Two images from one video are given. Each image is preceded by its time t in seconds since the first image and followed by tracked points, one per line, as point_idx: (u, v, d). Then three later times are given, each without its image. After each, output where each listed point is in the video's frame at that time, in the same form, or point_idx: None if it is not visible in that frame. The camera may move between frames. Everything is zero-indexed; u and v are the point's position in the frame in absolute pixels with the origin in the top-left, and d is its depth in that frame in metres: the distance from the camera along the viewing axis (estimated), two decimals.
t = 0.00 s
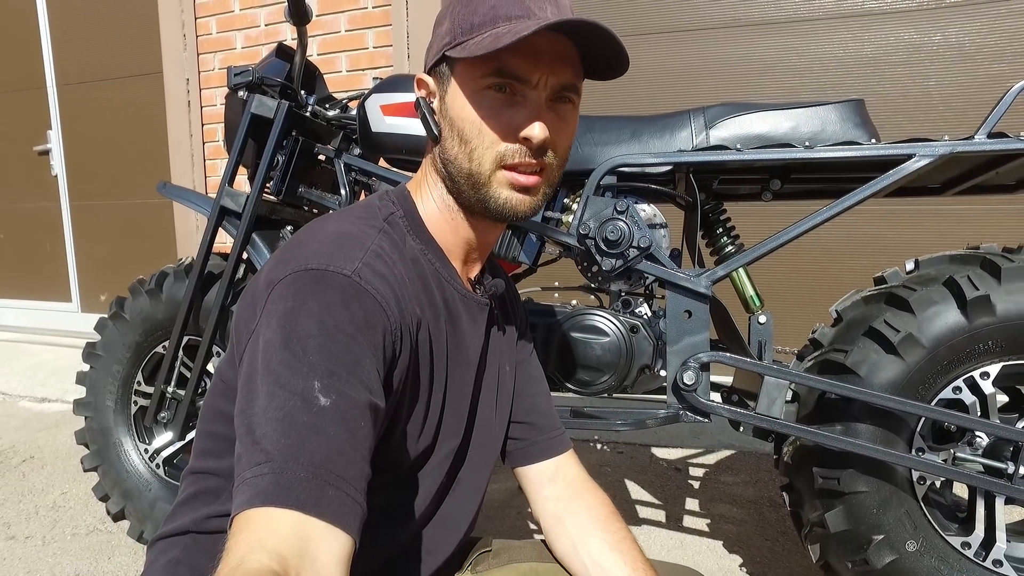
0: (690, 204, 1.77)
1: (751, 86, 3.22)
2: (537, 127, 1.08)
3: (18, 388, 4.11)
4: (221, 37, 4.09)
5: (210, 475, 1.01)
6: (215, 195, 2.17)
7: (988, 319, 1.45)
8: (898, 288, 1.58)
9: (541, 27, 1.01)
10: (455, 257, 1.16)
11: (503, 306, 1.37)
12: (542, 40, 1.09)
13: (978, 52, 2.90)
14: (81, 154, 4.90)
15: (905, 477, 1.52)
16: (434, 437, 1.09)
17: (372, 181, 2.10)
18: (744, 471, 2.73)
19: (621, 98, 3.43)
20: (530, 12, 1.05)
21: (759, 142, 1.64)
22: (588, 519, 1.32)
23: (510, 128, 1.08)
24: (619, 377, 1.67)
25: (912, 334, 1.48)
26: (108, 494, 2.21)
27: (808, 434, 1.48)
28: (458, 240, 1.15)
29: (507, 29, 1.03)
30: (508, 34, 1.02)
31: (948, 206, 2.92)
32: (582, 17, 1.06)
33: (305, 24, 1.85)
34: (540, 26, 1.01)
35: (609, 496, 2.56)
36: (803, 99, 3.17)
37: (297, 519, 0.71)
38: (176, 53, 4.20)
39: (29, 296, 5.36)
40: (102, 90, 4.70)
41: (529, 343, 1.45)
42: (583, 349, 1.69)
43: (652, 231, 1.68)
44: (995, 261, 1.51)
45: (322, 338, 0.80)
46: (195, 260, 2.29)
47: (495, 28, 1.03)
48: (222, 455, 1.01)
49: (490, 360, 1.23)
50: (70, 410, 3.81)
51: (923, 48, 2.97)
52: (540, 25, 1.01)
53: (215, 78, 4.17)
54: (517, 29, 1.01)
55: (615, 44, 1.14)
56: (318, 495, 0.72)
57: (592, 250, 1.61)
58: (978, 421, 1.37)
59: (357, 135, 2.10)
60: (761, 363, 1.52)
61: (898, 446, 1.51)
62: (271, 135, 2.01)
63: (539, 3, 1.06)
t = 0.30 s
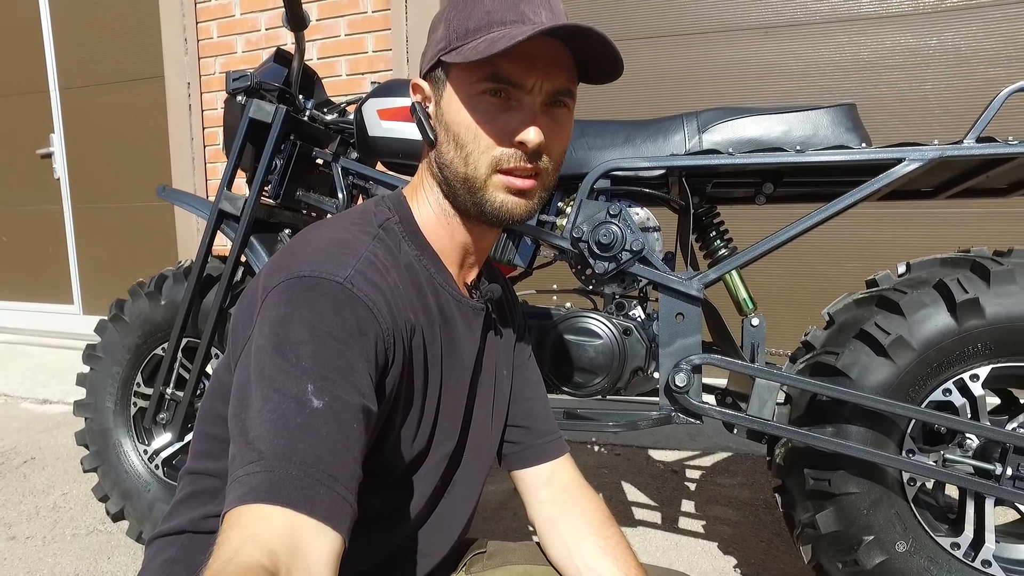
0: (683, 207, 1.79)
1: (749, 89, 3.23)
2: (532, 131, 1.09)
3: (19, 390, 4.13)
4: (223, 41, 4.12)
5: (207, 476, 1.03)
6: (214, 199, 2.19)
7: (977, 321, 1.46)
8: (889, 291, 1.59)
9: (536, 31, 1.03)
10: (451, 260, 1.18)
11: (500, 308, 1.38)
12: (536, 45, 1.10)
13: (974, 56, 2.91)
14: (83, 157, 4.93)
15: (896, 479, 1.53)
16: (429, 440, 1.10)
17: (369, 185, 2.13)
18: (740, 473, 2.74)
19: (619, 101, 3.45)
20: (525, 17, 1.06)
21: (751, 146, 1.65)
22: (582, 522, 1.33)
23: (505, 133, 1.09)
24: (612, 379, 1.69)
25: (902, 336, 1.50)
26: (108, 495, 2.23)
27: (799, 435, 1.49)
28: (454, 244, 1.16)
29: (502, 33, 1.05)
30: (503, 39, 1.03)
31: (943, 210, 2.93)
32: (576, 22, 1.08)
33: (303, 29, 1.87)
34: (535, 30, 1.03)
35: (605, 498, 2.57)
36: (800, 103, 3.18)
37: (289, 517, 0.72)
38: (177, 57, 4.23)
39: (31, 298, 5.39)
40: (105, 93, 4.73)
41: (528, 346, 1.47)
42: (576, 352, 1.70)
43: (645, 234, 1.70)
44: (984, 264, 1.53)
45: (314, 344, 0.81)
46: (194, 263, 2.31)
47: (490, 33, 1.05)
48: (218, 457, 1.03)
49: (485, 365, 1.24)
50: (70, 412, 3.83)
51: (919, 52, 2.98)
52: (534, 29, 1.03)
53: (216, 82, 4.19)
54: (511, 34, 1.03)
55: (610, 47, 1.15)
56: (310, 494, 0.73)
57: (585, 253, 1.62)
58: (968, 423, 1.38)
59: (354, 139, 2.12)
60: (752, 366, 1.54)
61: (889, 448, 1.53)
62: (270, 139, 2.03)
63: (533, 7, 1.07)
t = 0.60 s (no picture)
0: (676, 221, 1.80)
1: (745, 99, 3.25)
2: (519, 152, 1.10)
3: (20, 396, 4.15)
4: (223, 49, 4.15)
5: (205, 494, 1.04)
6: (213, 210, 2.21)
7: (967, 336, 1.48)
8: (881, 305, 1.60)
9: (521, 54, 1.04)
10: (443, 278, 1.19)
11: (494, 324, 1.39)
12: (522, 67, 1.11)
13: (970, 66, 2.92)
14: (85, 164, 4.95)
15: (888, 493, 1.54)
16: (425, 455, 1.11)
17: (367, 197, 2.15)
18: (737, 482, 2.74)
19: (617, 110, 3.47)
20: (510, 40, 1.08)
21: (743, 161, 1.67)
22: (575, 536, 1.34)
23: (493, 153, 1.11)
24: (606, 393, 1.70)
25: (893, 351, 1.51)
26: (107, 505, 2.24)
27: (792, 450, 1.50)
28: (446, 263, 1.18)
29: (488, 56, 1.06)
30: (488, 62, 1.05)
31: (940, 219, 2.94)
32: (561, 44, 1.09)
33: (300, 44, 1.89)
34: (520, 54, 1.04)
35: (602, 507, 2.57)
36: (797, 112, 3.19)
37: (298, 529, 0.73)
38: (179, 65, 4.26)
39: (33, 304, 5.42)
40: (107, 101, 4.76)
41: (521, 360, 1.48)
42: (571, 365, 1.72)
43: (639, 248, 1.71)
44: (975, 278, 1.54)
45: (314, 362, 0.82)
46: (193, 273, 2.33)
47: (477, 56, 1.07)
48: (216, 475, 1.04)
49: (480, 381, 1.26)
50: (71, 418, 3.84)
51: (915, 62, 2.99)
52: (520, 53, 1.04)
53: (217, 90, 4.22)
54: (497, 58, 1.04)
55: (595, 68, 1.17)
56: (318, 505, 0.74)
57: (579, 268, 1.64)
58: (958, 438, 1.38)
59: (352, 151, 2.14)
60: (745, 380, 1.55)
61: (882, 462, 1.54)
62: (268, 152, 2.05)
63: (518, 30, 1.09)
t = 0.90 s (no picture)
0: (677, 220, 1.79)
1: (747, 98, 3.23)
2: (523, 155, 1.09)
3: (19, 396, 4.13)
4: (223, 49, 4.14)
5: (200, 492, 1.02)
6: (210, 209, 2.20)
7: (972, 335, 1.46)
8: (884, 304, 1.58)
9: (527, 57, 1.03)
10: (443, 279, 1.17)
11: (493, 325, 1.37)
12: (528, 69, 1.10)
13: (973, 65, 2.90)
14: (85, 164, 4.95)
15: (890, 494, 1.52)
16: (421, 457, 1.09)
17: (365, 196, 2.13)
18: (738, 484, 2.72)
19: (618, 109, 3.45)
20: (515, 41, 1.06)
21: (745, 158, 1.65)
22: (573, 537, 1.32)
23: (497, 156, 1.09)
24: (605, 393, 1.69)
25: (897, 351, 1.49)
26: (103, 505, 2.22)
27: (793, 450, 1.48)
28: (446, 264, 1.16)
29: (493, 57, 1.05)
30: (493, 64, 1.03)
31: (942, 219, 2.92)
32: (567, 46, 1.08)
33: (298, 41, 1.88)
34: (526, 57, 1.03)
35: (602, 508, 2.55)
36: (799, 111, 3.17)
37: (286, 538, 0.71)
38: (179, 65, 4.25)
39: (34, 304, 5.41)
40: (107, 101, 4.76)
41: (521, 361, 1.46)
42: (570, 365, 1.71)
43: (639, 247, 1.70)
44: (980, 277, 1.51)
45: (307, 365, 0.80)
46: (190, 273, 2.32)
47: (481, 56, 1.05)
48: (211, 473, 1.02)
49: (479, 382, 1.24)
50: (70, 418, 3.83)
51: (918, 61, 2.97)
52: (526, 56, 1.03)
53: (217, 90, 4.21)
54: (502, 61, 1.03)
55: (601, 71, 1.15)
56: (306, 514, 0.72)
57: (578, 267, 1.62)
58: (962, 438, 1.36)
59: (350, 150, 2.13)
60: (747, 380, 1.52)
61: (884, 463, 1.52)
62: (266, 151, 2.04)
63: (523, 31, 1.08)
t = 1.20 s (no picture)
0: (678, 221, 1.79)
1: (749, 99, 3.23)
2: (523, 150, 1.09)
3: (23, 397, 4.14)
4: (226, 51, 4.16)
5: (204, 490, 1.02)
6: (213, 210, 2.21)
7: (974, 336, 1.46)
8: (886, 305, 1.58)
9: (525, 52, 1.03)
10: (446, 278, 1.17)
11: (495, 325, 1.37)
12: (527, 66, 1.10)
13: (975, 66, 2.90)
14: (89, 166, 4.96)
15: (893, 494, 1.52)
16: (425, 455, 1.09)
17: (367, 197, 2.14)
18: (740, 485, 2.71)
19: (620, 111, 3.45)
20: (515, 39, 1.07)
21: (745, 159, 1.65)
22: (576, 538, 1.32)
23: (498, 152, 1.09)
24: (606, 394, 1.69)
25: (898, 351, 1.49)
26: (107, 505, 2.23)
27: (796, 451, 1.48)
28: (449, 263, 1.16)
29: (493, 55, 1.05)
30: (492, 60, 1.03)
31: (945, 220, 2.92)
32: (566, 42, 1.08)
33: (300, 43, 1.88)
34: (524, 53, 1.03)
35: (604, 509, 2.55)
36: (800, 112, 3.18)
37: (291, 531, 0.72)
38: (182, 67, 4.27)
39: (37, 305, 5.43)
40: (111, 103, 4.78)
41: (523, 362, 1.47)
42: (572, 365, 1.71)
43: (641, 248, 1.70)
44: (981, 277, 1.51)
45: (309, 362, 0.81)
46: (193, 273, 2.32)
47: (481, 54, 1.06)
48: (214, 472, 1.02)
49: (481, 382, 1.24)
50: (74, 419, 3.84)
51: (920, 62, 2.97)
52: (525, 52, 1.03)
53: (220, 92, 4.23)
54: (501, 57, 1.03)
55: (601, 66, 1.15)
56: (311, 507, 0.73)
57: (579, 267, 1.62)
58: (964, 438, 1.36)
59: (353, 151, 2.13)
60: (749, 381, 1.52)
61: (886, 463, 1.51)
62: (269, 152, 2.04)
63: (523, 29, 1.08)
